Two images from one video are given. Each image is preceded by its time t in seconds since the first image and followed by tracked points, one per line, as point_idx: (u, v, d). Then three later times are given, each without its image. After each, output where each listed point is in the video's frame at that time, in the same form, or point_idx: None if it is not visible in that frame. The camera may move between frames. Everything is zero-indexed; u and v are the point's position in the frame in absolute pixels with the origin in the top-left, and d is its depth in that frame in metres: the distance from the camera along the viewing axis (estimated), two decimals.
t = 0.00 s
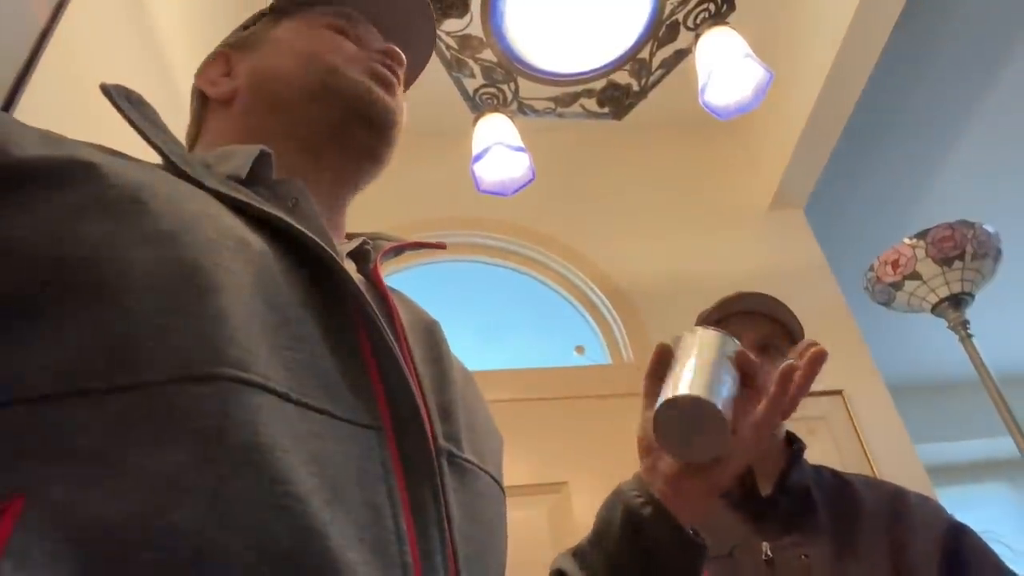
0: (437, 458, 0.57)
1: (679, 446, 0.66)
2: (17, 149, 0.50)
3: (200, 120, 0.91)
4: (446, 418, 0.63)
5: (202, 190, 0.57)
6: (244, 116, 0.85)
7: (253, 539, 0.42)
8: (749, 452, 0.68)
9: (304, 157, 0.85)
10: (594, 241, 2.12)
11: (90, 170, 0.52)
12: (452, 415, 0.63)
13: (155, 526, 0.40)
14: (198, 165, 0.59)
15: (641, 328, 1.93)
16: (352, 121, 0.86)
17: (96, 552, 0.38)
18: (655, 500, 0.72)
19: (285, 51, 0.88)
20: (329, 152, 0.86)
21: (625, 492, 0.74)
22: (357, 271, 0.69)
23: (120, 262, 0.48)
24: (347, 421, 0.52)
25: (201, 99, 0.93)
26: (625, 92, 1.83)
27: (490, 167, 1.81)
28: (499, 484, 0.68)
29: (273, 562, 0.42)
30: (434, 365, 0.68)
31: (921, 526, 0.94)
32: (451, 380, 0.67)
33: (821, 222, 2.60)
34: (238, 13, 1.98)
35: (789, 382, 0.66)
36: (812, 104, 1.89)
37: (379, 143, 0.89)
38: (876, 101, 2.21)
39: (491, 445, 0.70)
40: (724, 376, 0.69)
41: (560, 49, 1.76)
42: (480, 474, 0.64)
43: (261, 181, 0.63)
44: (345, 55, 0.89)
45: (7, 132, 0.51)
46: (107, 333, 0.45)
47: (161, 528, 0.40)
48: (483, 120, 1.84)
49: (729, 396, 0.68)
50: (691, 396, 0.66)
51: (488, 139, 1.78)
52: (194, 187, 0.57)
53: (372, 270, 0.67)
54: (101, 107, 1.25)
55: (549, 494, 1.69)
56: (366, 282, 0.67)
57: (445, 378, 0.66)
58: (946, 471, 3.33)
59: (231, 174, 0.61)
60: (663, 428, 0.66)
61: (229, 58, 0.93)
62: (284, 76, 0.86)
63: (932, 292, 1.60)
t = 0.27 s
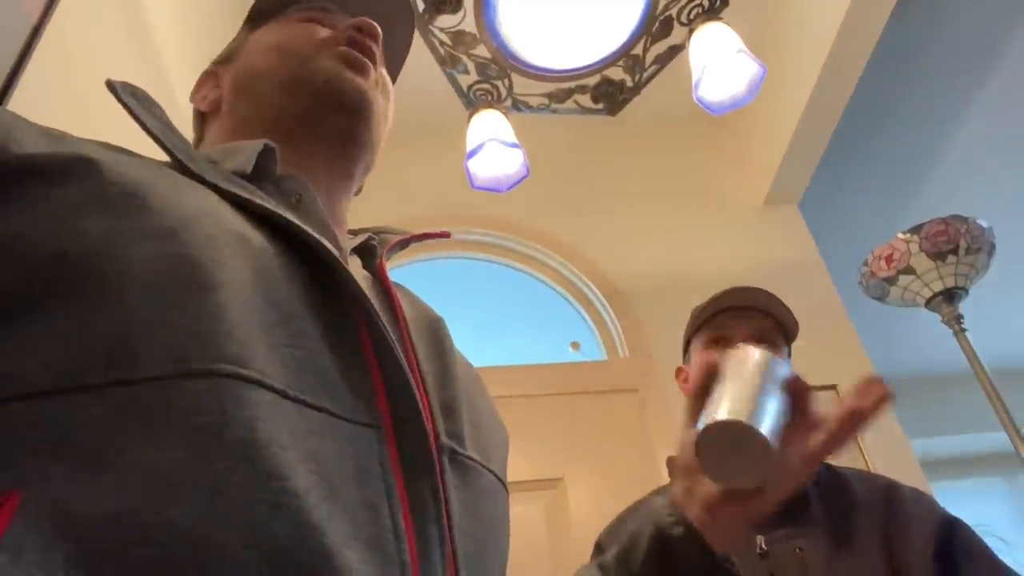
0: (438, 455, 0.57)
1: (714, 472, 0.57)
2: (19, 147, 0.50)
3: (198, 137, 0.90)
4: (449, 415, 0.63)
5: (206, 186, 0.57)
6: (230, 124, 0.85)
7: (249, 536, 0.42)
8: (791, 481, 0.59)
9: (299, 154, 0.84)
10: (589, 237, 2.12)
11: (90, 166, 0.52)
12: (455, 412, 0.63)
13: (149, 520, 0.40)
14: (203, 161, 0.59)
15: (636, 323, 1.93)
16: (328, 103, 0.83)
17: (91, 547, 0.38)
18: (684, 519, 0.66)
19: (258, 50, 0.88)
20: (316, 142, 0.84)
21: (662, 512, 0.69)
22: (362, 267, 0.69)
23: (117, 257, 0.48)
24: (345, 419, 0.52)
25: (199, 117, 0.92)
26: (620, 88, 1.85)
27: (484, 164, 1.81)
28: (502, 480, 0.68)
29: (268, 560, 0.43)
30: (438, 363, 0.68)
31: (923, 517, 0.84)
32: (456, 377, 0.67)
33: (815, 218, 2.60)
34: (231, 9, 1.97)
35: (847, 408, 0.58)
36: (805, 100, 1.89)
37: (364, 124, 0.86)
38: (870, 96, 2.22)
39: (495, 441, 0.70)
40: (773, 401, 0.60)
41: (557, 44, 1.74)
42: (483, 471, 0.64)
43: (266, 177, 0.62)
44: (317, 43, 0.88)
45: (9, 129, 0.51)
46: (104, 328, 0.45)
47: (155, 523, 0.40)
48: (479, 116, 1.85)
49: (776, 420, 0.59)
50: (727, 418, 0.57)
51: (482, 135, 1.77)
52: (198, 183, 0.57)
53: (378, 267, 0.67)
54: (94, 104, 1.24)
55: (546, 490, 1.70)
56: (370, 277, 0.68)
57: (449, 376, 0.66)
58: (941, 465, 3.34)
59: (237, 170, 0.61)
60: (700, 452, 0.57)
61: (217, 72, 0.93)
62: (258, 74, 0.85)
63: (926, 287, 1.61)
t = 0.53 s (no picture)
0: (446, 444, 0.57)
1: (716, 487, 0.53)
2: (24, 141, 0.50)
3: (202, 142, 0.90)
4: (458, 406, 0.63)
5: (216, 182, 0.57)
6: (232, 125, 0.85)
7: (255, 524, 0.42)
8: (806, 530, 0.52)
9: (303, 142, 0.84)
10: (583, 233, 2.12)
11: (95, 159, 0.52)
12: (464, 403, 0.64)
13: (156, 509, 0.40)
14: (212, 155, 0.59)
15: (631, 318, 1.94)
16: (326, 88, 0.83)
17: (99, 535, 0.38)
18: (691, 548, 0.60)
19: (250, 47, 0.87)
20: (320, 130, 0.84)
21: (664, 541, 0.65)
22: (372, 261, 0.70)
23: (121, 248, 0.48)
24: (353, 409, 0.53)
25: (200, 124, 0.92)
26: (613, 84, 1.86)
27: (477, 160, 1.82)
28: (511, 471, 0.68)
29: (273, 547, 0.43)
30: (448, 356, 0.68)
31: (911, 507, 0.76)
32: (465, 369, 0.67)
33: (809, 214, 2.61)
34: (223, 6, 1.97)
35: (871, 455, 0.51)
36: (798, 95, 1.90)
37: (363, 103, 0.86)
38: (862, 92, 2.23)
39: (504, 433, 0.70)
40: (809, 433, 0.57)
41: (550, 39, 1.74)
42: (492, 461, 0.64)
43: (273, 171, 0.63)
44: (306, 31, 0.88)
45: (15, 123, 0.51)
46: (111, 318, 0.45)
47: (162, 512, 0.40)
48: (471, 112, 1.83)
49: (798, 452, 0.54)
50: (738, 434, 0.53)
51: (475, 131, 1.77)
52: (208, 179, 0.57)
53: (388, 259, 0.67)
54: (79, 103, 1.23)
55: (541, 484, 1.71)
56: (381, 270, 0.68)
57: (458, 367, 0.67)
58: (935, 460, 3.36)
59: (246, 164, 0.61)
60: (703, 464, 0.53)
61: (213, 80, 0.92)
62: (252, 69, 0.84)
63: (919, 281, 1.62)
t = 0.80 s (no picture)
0: (442, 446, 0.57)
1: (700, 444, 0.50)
2: (19, 155, 0.49)
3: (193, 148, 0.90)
4: (452, 409, 0.63)
5: (206, 190, 0.56)
6: (222, 131, 0.84)
7: (259, 528, 0.42)
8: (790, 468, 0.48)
9: (293, 150, 0.83)
10: (575, 234, 2.12)
11: (88, 171, 0.51)
12: (459, 404, 0.63)
13: (158, 514, 0.40)
14: (204, 165, 0.58)
15: (624, 318, 1.94)
16: (317, 97, 0.83)
17: (103, 539, 0.38)
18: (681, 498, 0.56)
19: (242, 55, 0.87)
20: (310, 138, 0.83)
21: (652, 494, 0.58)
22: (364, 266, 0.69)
23: (119, 257, 0.47)
24: (349, 413, 0.52)
25: (191, 127, 0.92)
26: (603, 84, 1.87)
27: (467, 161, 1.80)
28: (509, 473, 0.68)
29: (276, 550, 0.42)
30: (442, 358, 0.67)
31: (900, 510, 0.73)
32: (460, 372, 0.67)
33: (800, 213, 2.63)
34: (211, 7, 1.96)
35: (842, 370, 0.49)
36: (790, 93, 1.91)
37: (355, 114, 0.85)
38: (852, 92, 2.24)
39: (500, 436, 0.70)
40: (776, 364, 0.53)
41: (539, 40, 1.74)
42: (487, 463, 0.63)
43: (264, 180, 0.62)
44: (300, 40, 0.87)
45: (10, 138, 0.50)
46: (110, 327, 0.45)
47: (165, 518, 0.40)
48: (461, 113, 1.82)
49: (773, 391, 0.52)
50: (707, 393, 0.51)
51: (466, 133, 1.77)
52: (199, 187, 0.57)
53: (379, 263, 0.67)
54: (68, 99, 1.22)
55: (533, 485, 1.70)
56: (374, 274, 0.67)
57: (453, 370, 0.66)
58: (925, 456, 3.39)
59: (238, 173, 0.60)
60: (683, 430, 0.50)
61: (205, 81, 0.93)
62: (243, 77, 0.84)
63: (911, 281, 1.63)
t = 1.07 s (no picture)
0: (428, 444, 0.54)
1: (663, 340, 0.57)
2: None
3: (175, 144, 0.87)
4: (438, 405, 0.61)
5: (190, 182, 0.54)
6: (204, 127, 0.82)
7: (246, 528, 0.40)
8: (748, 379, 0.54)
9: (277, 148, 0.81)
10: (570, 231, 2.10)
11: (71, 162, 0.49)
12: (445, 399, 0.61)
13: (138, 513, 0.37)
14: (190, 158, 0.56)
15: (620, 315, 1.92)
16: (302, 96, 0.80)
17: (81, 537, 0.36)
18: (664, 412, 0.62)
19: (226, 51, 0.84)
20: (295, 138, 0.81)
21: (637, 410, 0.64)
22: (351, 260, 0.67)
23: (99, 248, 0.45)
24: (334, 410, 0.50)
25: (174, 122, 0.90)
26: (596, 82, 1.85)
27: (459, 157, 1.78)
28: (498, 473, 0.65)
29: (263, 550, 0.40)
30: (429, 353, 0.65)
31: (890, 508, 1.02)
32: (447, 368, 0.65)
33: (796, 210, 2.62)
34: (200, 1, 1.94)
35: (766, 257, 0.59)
36: (791, 88, 1.90)
37: (342, 114, 0.83)
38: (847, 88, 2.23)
39: (492, 434, 0.68)
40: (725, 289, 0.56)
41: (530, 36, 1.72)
42: (475, 459, 0.61)
43: (252, 173, 0.60)
44: (285, 36, 0.85)
45: None
46: (89, 321, 0.42)
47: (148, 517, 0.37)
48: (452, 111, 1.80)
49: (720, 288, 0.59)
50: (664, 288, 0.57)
51: (457, 130, 1.75)
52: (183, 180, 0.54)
53: (365, 257, 0.65)
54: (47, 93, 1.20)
55: (528, 485, 1.67)
56: (360, 269, 0.65)
57: (441, 366, 0.64)
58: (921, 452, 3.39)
59: (224, 166, 0.57)
60: (643, 329, 0.57)
61: (189, 75, 0.91)
62: (227, 73, 0.82)
63: (911, 277, 1.61)
